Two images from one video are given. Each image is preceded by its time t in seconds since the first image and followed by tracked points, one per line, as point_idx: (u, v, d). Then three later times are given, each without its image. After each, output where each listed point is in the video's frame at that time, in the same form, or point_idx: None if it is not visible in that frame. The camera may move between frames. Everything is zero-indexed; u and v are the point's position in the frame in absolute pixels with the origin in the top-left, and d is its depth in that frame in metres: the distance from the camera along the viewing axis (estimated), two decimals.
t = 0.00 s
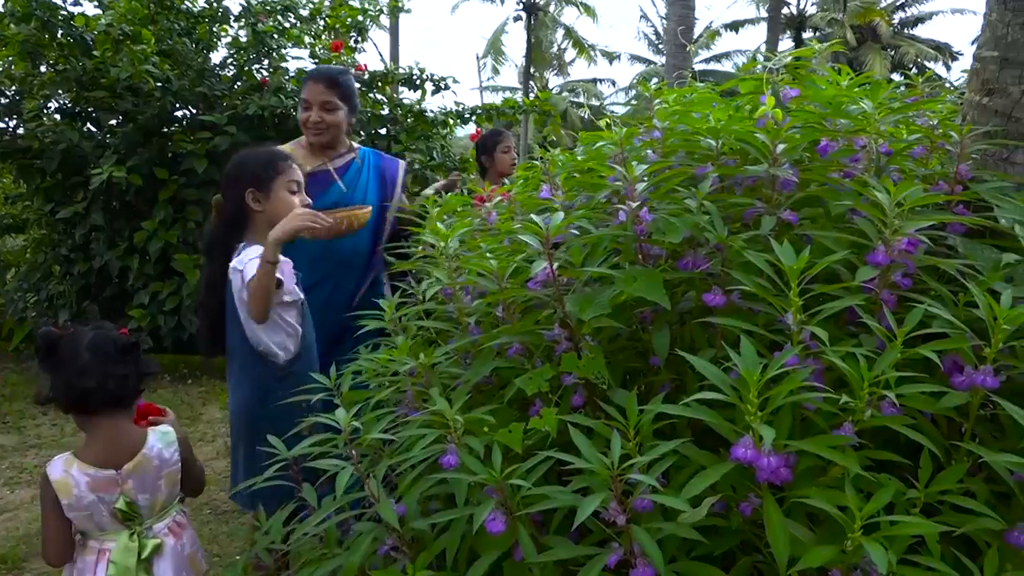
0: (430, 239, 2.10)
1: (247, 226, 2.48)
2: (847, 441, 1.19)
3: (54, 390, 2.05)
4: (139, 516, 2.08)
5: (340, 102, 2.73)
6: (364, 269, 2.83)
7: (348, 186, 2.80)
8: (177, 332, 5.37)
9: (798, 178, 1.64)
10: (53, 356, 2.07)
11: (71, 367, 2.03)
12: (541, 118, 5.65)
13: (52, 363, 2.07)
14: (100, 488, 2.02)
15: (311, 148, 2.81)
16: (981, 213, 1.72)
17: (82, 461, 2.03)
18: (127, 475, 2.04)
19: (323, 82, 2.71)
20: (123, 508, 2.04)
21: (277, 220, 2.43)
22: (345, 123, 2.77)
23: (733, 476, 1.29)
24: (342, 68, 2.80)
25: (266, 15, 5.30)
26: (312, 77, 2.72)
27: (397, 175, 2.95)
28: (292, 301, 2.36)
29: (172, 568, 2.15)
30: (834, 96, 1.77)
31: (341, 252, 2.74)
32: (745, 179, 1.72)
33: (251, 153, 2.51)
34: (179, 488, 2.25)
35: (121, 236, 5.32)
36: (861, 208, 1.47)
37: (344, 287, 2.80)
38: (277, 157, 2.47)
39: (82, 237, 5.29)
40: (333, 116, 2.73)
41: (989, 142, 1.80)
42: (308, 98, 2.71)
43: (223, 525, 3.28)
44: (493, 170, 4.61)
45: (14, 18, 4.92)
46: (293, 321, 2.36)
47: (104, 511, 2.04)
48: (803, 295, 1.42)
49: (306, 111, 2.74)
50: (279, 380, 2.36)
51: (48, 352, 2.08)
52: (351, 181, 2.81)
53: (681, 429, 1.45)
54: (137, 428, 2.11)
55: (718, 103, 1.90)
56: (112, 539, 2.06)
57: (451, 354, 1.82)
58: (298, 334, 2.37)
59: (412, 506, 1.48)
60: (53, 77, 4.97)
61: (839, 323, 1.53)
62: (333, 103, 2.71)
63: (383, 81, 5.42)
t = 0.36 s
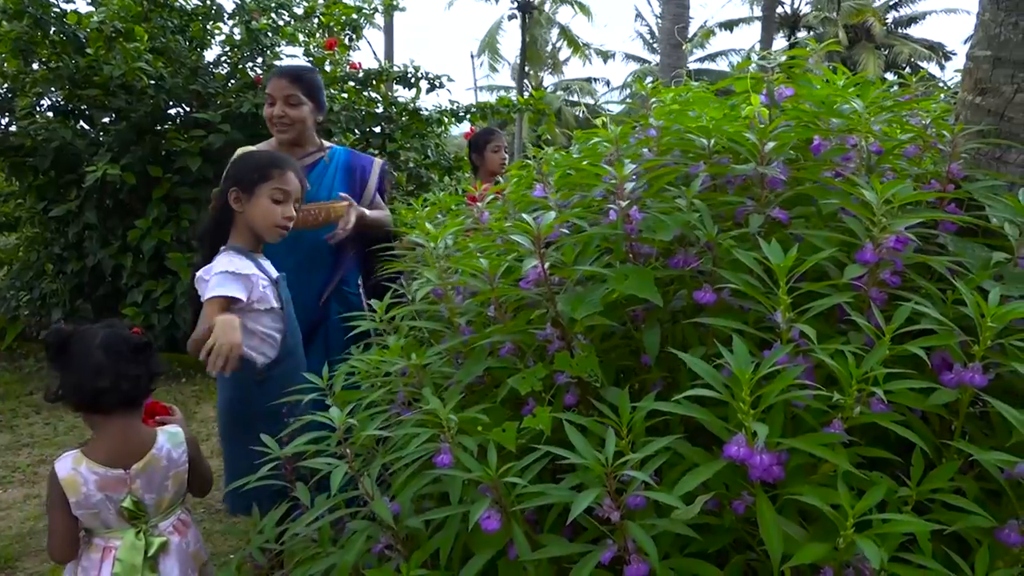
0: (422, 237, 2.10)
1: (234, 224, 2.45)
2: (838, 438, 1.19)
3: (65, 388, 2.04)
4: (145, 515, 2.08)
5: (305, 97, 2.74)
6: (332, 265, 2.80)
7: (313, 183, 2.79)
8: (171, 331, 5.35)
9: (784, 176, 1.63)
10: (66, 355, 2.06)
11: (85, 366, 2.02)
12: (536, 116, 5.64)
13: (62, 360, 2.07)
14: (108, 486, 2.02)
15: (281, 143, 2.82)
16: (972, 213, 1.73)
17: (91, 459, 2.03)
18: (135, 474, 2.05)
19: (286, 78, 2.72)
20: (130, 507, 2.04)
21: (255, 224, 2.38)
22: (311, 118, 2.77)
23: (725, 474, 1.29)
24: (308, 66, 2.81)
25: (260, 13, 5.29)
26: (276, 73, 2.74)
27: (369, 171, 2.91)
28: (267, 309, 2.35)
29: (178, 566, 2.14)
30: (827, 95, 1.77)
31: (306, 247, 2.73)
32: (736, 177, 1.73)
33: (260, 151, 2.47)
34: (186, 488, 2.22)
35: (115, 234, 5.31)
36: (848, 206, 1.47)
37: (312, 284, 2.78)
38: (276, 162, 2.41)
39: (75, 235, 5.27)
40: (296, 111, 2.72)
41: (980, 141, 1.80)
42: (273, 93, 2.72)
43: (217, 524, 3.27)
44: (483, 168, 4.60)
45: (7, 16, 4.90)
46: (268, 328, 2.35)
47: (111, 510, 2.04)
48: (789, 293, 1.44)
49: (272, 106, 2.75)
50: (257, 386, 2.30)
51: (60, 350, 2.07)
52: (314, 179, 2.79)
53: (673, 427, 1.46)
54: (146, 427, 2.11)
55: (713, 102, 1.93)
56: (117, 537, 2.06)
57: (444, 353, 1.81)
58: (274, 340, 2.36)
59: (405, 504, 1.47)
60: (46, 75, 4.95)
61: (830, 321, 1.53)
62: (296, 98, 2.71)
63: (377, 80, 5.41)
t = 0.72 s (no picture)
0: (416, 236, 2.09)
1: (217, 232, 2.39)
2: (833, 435, 1.20)
3: (63, 384, 2.02)
4: (138, 515, 2.07)
5: (275, 93, 2.74)
6: (305, 265, 2.80)
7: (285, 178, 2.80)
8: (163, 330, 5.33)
9: (780, 176, 1.63)
10: (65, 351, 2.04)
11: (83, 363, 2.01)
12: (529, 115, 5.64)
13: (61, 356, 2.04)
14: (101, 484, 2.02)
15: (256, 140, 2.83)
16: (964, 212, 1.74)
17: (86, 457, 2.02)
18: (129, 473, 2.04)
19: (255, 76, 2.73)
20: (123, 506, 2.04)
21: (236, 231, 2.30)
22: (283, 114, 2.77)
23: (720, 470, 1.29)
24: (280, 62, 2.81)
25: (252, 10, 5.27)
26: (245, 72, 2.75)
27: (348, 168, 2.90)
28: (249, 318, 2.32)
29: (170, 567, 2.12)
30: (822, 93, 1.78)
31: (277, 247, 2.76)
32: (730, 176, 1.73)
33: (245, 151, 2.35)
34: (183, 490, 2.20)
35: (105, 233, 5.28)
36: (843, 205, 1.48)
37: (285, 284, 2.79)
38: (257, 166, 2.30)
39: (65, 233, 5.25)
40: (266, 108, 2.73)
41: (972, 141, 1.81)
42: (242, 92, 2.73)
43: (208, 523, 3.26)
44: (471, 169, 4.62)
45: None
46: (248, 337, 2.33)
47: (104, 508, 2.04)
48: (787, 292, 1.46)
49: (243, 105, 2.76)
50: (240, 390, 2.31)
51: (57, 347, 2.05)
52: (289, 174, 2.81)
53: (668, 424, 1.46)
54: (143, 426, 2.10)
55: (706, 101, 1.90)
56: (110, 536, 2.05)
57: (438, 350, 1.81)
58: (256, 348, 2.35)
59: (399, 500, 1.47)
60: (36, 72, 4.91)
61: (823, 319, 1.54)
62: (265, 95, 2.72)
63: (369, 78, 5.40)
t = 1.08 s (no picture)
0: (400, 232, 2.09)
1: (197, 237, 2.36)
2: (814, 429, 1.22)
3: (45, 382, 2.02)
4: (120, 513, 2.06)
5: (249, 89, 2.73)
6: (285, 261, 2.80)
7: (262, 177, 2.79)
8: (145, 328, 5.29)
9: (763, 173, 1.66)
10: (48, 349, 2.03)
11: (65, 360, 2.01)
12: (514, 111, 5.64)
13: (43, 354, 2.04)
14: (83, 482, 2.01)
15: (231, 137, 2.83)
16: (944, 208, 1.76)
17: (68, 454, 2.01)
18: (110, 472, 2.03)
19: (228, 72, 2.72)
20: (105, 504, 2.02)
21: (214, 237, 2.27)
22: (258, 110, 2.77)
23: (703, 464, 1.30)
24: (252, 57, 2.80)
25: (235, 6, 5.23)
26: (218, 68, 2.74)
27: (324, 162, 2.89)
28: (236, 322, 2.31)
29: (152, 567, 2.11)
30: (802, 91, 1.81)
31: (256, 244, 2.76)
32: (713, 172, 1.73)
33: (221, 151, 2.28)
34: (168, 490, 2.17)
35: (86, 229, 5.23)
36: (825, 201, 1.49)
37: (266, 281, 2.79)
38: (232, 171, 2.24)
39: (45, 230, 5.19)
40: (242, 104, 2.73)
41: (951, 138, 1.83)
42: (216, 89, 2.72)
43: (192, 522, 3.25)
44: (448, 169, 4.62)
45: None
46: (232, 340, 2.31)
47: (85, 506, 2.02)
48: (769, 288, 1.47)
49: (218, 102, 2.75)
50: (220, 390, 2.30)
51: (40, 345, 2.05)
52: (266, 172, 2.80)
53: (652, 421, 1.47)
54: (126, 425, 2.09)
55: (689, 98, 1.94)
56: (92, 534, 2.04)
57: (423, 348, 1.81)
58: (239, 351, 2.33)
59: (384, 497, 1.47)
60: (14, 67, 4.86)
61: (805, 315, 1.55)
62: (240, 91, 2.71)
63: (353, 74, 5.38)
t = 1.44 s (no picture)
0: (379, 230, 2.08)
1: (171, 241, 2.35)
2: (791, 422, 1.23)
3: (20, 382, 2.01)
4: (94, 514, 2.03)
5: (224, 84, 2.73)
6: (266, 263, 2.77)
7: (242, 177, 2.76)
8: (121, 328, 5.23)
9: (738, 171, 1.66)
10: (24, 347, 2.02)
11: (40, 359, 1.99)
12: (493, 109, 5.63)
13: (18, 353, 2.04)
14: (56, 482, 1.98)
15: (206, 134, 2.81)
16: (917, 205, 1.78)
17: (41, 454, 1.99)
18: (85, 471, 2.00)
19: (201, 68, 2.72)
20: (78, 505, 1.99)
21: (188, 243, 2.25)
22: (234, 105, 2.77)
23: (683, 458, 1.31)
24: (223, 54, 2.80)
25: (210, 2, 5.18)
26: (190, 65, 2.73)
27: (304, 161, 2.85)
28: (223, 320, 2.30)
29: (127, 568, 2.07)
30: (777, 88, 1.83)
31: (236, 246, 2.72)
32: (690, 170, 1.74)
33: (190, 153, 2.25)
34: (144, 495, 2.15)
35: (60, 228, 5.16)
36: (800, 197, 1.51)
37: (248, 282, 2.76)
38: (200, 176, 2.21)
39: (17, 229, 5.12)
40: (218, 99, 2.72)
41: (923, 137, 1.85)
42: (190, 85, 2.71)
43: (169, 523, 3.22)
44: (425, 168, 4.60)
45: None
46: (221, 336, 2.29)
47: (57, 507, 2.00)
48: (746, 283, 1.47)
49: (192, 99, 2.74)
50: (197, 390, 2.28)
51: (14, 344, 2.04)
52: (245, 171, 2.76)
53: (630, 417, 1.48)
54: (100, 425, 2.06)
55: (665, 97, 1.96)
56: (66, 535, 2.01)
57: (402, 345, 1.80)
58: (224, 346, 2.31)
59: (364, 496, 1.46)
60: None
61: (780, 311, 1.57)
62: (215, 86, 2.71)
63: (332, 71, 5.35)
